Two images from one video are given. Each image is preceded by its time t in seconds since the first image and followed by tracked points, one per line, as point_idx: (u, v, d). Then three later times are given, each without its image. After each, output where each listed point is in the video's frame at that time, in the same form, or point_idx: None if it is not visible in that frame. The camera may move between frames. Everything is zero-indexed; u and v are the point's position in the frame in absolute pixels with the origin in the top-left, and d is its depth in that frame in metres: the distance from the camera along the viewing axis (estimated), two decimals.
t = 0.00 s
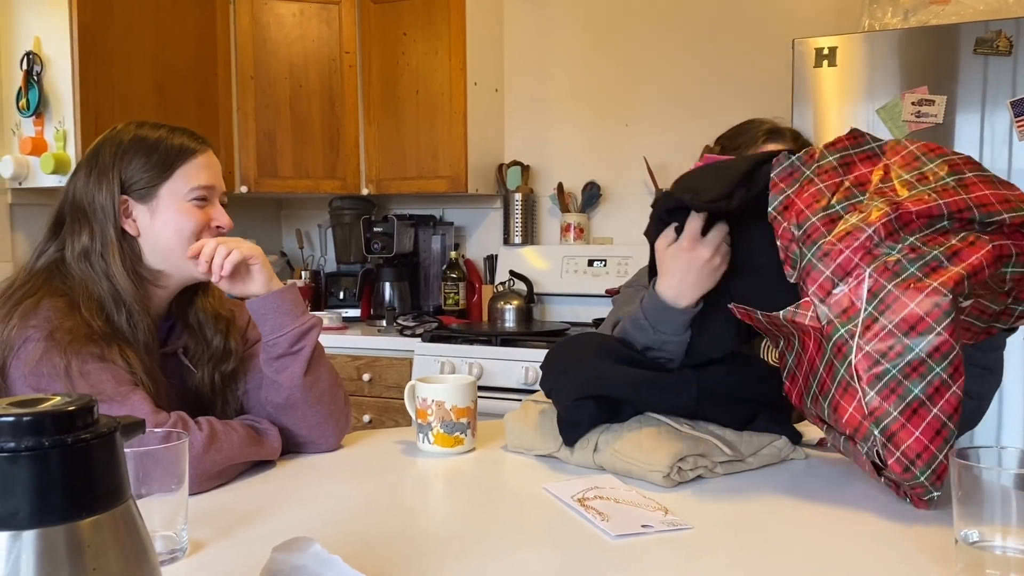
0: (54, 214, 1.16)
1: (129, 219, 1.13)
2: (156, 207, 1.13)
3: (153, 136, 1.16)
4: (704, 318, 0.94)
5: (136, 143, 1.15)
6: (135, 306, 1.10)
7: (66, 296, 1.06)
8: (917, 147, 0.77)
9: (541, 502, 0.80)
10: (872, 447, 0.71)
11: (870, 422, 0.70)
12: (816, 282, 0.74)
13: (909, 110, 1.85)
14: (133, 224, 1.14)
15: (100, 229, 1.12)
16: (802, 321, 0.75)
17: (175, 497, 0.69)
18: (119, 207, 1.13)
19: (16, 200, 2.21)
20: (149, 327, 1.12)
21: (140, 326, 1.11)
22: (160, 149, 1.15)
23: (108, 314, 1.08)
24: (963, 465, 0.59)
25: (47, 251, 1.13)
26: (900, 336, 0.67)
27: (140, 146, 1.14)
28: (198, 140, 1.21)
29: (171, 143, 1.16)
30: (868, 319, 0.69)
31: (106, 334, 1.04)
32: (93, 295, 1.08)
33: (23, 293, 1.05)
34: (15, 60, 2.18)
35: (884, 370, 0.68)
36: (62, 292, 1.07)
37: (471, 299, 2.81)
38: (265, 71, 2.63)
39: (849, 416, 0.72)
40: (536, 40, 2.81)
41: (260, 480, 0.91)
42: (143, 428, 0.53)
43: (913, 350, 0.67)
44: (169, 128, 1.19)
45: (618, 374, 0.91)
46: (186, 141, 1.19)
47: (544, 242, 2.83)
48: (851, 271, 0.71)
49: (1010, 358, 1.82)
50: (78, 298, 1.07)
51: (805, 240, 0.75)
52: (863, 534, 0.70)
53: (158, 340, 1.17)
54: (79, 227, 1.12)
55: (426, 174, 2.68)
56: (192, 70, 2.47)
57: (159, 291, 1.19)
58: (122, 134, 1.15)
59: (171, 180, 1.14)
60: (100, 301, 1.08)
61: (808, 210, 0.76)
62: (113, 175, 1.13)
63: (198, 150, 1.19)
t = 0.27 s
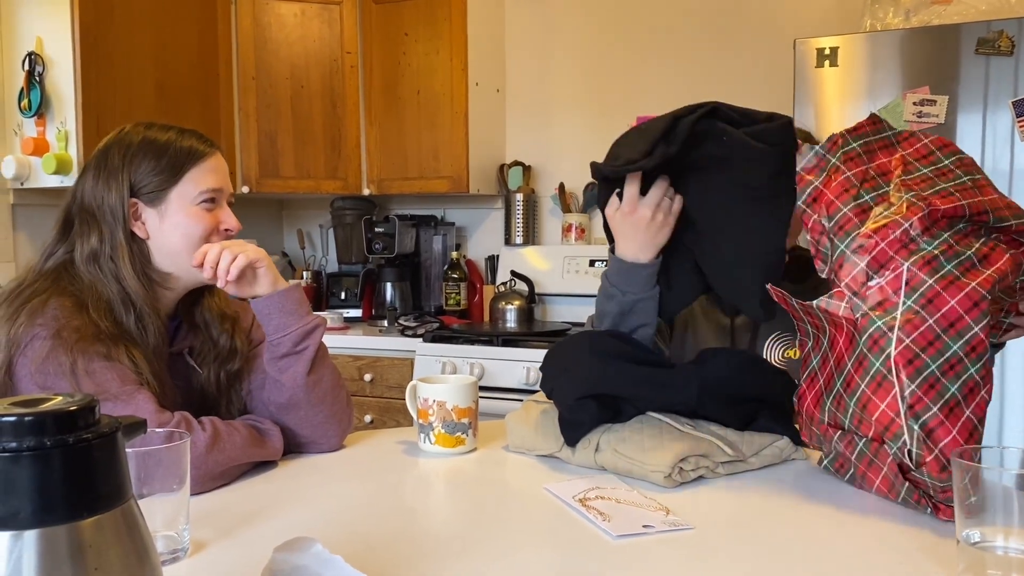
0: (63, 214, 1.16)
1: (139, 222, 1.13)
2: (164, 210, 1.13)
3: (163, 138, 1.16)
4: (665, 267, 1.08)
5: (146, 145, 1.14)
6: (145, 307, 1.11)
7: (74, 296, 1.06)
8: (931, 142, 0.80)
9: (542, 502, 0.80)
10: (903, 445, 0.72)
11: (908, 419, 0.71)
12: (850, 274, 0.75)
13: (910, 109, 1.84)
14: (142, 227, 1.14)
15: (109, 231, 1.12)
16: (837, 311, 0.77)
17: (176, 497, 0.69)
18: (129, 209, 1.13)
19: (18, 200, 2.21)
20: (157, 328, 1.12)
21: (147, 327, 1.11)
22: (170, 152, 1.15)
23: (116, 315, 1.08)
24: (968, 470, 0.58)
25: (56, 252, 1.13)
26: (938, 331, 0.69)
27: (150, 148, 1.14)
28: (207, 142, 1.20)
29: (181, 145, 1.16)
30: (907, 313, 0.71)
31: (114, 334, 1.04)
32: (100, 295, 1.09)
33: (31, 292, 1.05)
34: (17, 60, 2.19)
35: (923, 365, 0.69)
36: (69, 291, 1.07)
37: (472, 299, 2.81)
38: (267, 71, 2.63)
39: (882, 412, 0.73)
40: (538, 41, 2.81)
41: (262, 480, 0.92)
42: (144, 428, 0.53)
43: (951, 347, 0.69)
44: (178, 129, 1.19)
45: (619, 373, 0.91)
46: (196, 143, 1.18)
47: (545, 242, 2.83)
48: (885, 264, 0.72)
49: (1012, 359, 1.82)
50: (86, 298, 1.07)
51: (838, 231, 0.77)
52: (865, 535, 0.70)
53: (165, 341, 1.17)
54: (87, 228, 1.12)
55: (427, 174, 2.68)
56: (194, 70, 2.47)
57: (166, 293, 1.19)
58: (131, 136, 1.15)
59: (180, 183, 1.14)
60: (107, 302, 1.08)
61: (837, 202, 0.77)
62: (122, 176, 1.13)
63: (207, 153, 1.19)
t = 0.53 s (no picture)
0: (68, 214, 1.16)
1: (145, 225, 1.13)
2: (171, 213, 1.13)
3: (172, 142, 1.15)
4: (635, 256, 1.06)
5: (154, 148, 1.14)
6: (151, 310, 1.11)
7: (81, 296, 1.07)
8: (881, 140, 0.78)
9: (543, 503, 0.80)
10: (941, 447, 0.71)
11: (948, 423, 0.70)
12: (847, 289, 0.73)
13: (911, 111, 1.85)
14: (148, 230, 1.14)
15: (115, 233, 1.12)
16: (849, 322, 0.73)
17: (177, 498, 0.69)
18: (136, 212, 1.13)
19: (19, 200, 2.21)
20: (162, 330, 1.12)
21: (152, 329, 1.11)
22: (178, 156, 1.14)
23: (122, 316, 1.09)
24: (978, 476, 0.58)
25: (62, 251, 1.13)
26: (954, 329, 0.69)
27: (158, 152, 1.14)
28: (215, 146, 1.20)
29: (189, 148, 1.16)
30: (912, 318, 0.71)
31: (119, 335, 1.04)
32: (106, 296, 1.09)
33: (37, 290, 1.06)
34: (18, 61, 2.19)
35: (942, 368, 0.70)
36: (75, 291, 1.07)
37: (473, 300, 2.80)
38: (268, 72, 2.63)
39: (913, 418, 0.72)
40: (539, 42, 2.81)
41: (263, 480, 0.92)
42: (146, 430, 0.53)
43: (966, 342, 0.69)
44: (186, 133, 1.18)
45: (622, 377, 0.91)
46: (204, 147, 1.18)
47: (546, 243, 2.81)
48: (887, 270, 0.71)
49: (1013, 360, 1.82)
50: (92, 299, 1.07)
51: (831, 245, 0.73)
52: (866, 536, 0.70)
53: (170, 342, 1.17)
54: (94, 229, 1.12)
55: (428, 175, 2.68)
56: (196, 70, 2.47)
57: (171, 296, 1.19)
58: (139, 138, 1.15)
59: (187, 187, 1.14)
60: (113, 303, 1.09)
61: (822, 213, 0.73)
62: (129, 178, 1.12)
63: (215, 158, 1.18)
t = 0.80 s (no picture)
0: (71, 215, 1.16)
1: (146, 226, 1.14)
2: (172, 214, 1.13)
3: (171, 142, 1.15)
4: (610, 255, 1.11)
5: (154, 149, 1.14)
6: (155, 310, 1.11)
7: (86, 296, 1.07)
8: (802, 147, 0.70)
9: (544, 505, 0.80)
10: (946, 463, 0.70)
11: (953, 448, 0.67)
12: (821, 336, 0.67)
13: (911, 112, 1.85)
14: (149, 231, 1.14)
15: (117, 234, 1.12)
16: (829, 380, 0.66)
17: (179, 499, 0.69)
18: (136, 214, 1.13)
19: (20, 201, 2.22)
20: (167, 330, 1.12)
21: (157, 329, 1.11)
22: (178, 156, 1.14)
23: (128, 317, 1.09)
24: (990, 476, 0.58)
25: (67, 252, 1.14)
26: (931, 355, 0.64)
27: (158, 152, 1.14)
28: (215, 146, 1.20)
29: (188, 148, 1.16)
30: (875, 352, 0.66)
31: (126, 335, 1.05)
32: (111, 297, 1.09)
33: (43, 290, 1.06)
34: (19, 62, 2.19)
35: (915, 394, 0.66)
36: (80, 291, 1.07)
37: (473, 301, 2.81)
38: (268, 73, 2.64)
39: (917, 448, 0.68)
40: (539, 43, 2.81)
41: (264, 481, 0.92)
42: (147, 431, 0.53)
43: (946, 362, 0.64)
44: (185, 133, 1.18)
45: (623, 379, 0.91)
46: (204, 146, 1.18)
47: (546, 245, 2.81)
48: (849, 315, 0.64)
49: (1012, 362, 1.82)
50: (98, 299, 1.07)
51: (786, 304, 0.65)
52: (867, 538, 0.70)
53: (174, 342, 1.17)
54: (97, 230, 1.12)
55: (427, 176, 2.68)
56: (196, 72, 2.47)
57: (174, 296, 1.19)
58: (139, 139, 1.15)
59: (188, 188, 1.14)
60: (119, 304, 1.09)
61: (770, 272, 0.65)
62: (131, 178, 1.13)
63: (215, 157, 1.18)
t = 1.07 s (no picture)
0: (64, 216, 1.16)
1: (139, 227, 1.13)
2: (165, 214, 1.13)
3: (163, 142, 1.15)
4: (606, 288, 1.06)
5: (146, 148, 1.13)
6: (148, 310, 1.11)
7: (80, 298, 1.06)
8: (720, 299, 0.60)
9: (542, 506, 0.80)
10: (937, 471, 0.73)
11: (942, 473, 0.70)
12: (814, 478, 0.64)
13: (909, 113, 1.85)
14: (142, 232, 1.13)
15: (110, 235, 1.12)
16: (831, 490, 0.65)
17: (177, 500, 0.69)
18: (128, 215, 1.12)
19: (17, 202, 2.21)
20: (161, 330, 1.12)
21: (151, 330, 1.11)
22: (170, 155, 1.14)
23: (122, 319, 1.09)
24: (990, 479, 0.57)
25: (59, 254, 1.13)
26: (901, 424, 0.65)
27: (150, 152, 1.13)
28: (207, 145, 1.20)
29: (181, 148, 1.15)
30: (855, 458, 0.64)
31: (119, 336, 1.04)
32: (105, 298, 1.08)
33: (36, 292, 1.05)
34: (16, 62, 2.19)
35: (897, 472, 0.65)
36: (73, 293, 1.07)
37: (472, 301, 2.82)
38: (266, 74, 2.63)
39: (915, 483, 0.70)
40: (537, 43, 2.81)
41: (263, 482, 0.92)
42: (145, 433, 0.53)
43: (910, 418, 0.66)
44: (177, 132, 1.18)
45: (620, 380, 0.91)
46: (196, 146, 1.18)
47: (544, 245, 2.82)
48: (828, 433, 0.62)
49: (1010, 362, 1.82)
50: (92, 301, 1.07)
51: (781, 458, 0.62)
52: (865, 540, 0.70)
53: (168, 342, 1.17)
54: (89, 231, 1.12)
55: (425, 177, 2.68)
56: (194, 71, 2.47)
57: (168, 296, 1.19)
58: (131, 139, 1.14)
59: (181, 188, 1.14)
60: (112, 305, 1.08)
61: (757, 451, 0.60)
62: (124, 178, 1.12)
63: (208, 157, 1.18)
